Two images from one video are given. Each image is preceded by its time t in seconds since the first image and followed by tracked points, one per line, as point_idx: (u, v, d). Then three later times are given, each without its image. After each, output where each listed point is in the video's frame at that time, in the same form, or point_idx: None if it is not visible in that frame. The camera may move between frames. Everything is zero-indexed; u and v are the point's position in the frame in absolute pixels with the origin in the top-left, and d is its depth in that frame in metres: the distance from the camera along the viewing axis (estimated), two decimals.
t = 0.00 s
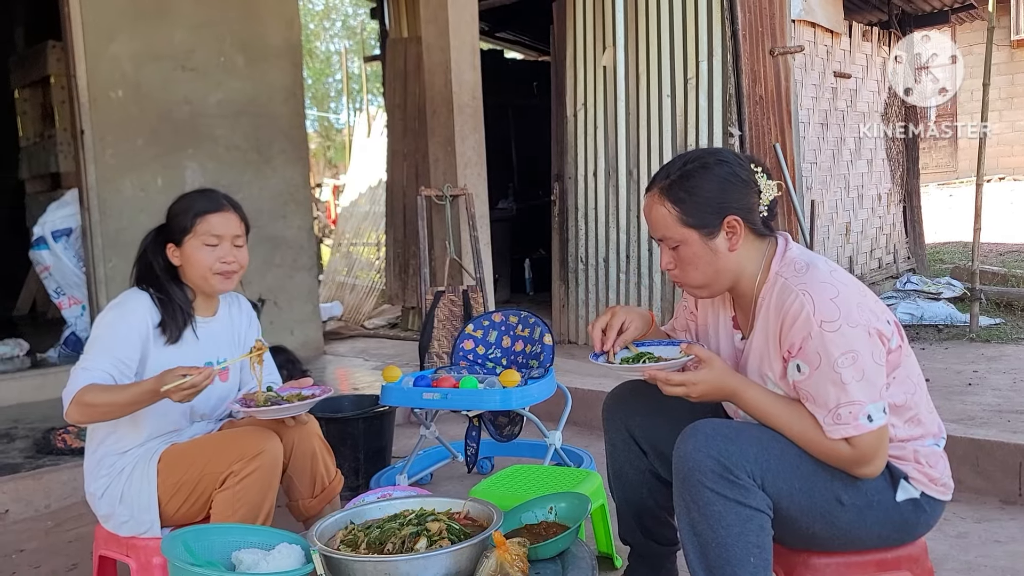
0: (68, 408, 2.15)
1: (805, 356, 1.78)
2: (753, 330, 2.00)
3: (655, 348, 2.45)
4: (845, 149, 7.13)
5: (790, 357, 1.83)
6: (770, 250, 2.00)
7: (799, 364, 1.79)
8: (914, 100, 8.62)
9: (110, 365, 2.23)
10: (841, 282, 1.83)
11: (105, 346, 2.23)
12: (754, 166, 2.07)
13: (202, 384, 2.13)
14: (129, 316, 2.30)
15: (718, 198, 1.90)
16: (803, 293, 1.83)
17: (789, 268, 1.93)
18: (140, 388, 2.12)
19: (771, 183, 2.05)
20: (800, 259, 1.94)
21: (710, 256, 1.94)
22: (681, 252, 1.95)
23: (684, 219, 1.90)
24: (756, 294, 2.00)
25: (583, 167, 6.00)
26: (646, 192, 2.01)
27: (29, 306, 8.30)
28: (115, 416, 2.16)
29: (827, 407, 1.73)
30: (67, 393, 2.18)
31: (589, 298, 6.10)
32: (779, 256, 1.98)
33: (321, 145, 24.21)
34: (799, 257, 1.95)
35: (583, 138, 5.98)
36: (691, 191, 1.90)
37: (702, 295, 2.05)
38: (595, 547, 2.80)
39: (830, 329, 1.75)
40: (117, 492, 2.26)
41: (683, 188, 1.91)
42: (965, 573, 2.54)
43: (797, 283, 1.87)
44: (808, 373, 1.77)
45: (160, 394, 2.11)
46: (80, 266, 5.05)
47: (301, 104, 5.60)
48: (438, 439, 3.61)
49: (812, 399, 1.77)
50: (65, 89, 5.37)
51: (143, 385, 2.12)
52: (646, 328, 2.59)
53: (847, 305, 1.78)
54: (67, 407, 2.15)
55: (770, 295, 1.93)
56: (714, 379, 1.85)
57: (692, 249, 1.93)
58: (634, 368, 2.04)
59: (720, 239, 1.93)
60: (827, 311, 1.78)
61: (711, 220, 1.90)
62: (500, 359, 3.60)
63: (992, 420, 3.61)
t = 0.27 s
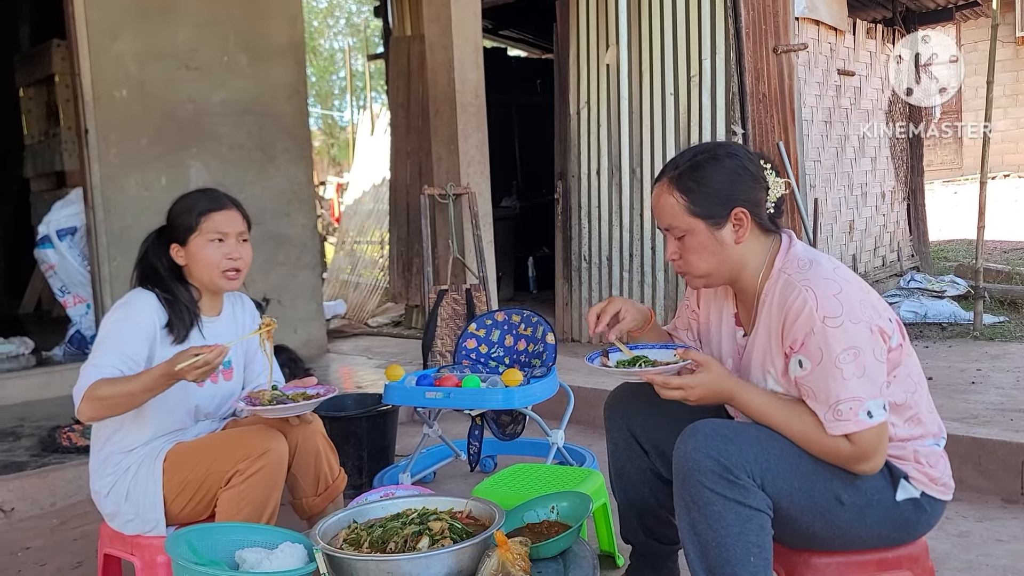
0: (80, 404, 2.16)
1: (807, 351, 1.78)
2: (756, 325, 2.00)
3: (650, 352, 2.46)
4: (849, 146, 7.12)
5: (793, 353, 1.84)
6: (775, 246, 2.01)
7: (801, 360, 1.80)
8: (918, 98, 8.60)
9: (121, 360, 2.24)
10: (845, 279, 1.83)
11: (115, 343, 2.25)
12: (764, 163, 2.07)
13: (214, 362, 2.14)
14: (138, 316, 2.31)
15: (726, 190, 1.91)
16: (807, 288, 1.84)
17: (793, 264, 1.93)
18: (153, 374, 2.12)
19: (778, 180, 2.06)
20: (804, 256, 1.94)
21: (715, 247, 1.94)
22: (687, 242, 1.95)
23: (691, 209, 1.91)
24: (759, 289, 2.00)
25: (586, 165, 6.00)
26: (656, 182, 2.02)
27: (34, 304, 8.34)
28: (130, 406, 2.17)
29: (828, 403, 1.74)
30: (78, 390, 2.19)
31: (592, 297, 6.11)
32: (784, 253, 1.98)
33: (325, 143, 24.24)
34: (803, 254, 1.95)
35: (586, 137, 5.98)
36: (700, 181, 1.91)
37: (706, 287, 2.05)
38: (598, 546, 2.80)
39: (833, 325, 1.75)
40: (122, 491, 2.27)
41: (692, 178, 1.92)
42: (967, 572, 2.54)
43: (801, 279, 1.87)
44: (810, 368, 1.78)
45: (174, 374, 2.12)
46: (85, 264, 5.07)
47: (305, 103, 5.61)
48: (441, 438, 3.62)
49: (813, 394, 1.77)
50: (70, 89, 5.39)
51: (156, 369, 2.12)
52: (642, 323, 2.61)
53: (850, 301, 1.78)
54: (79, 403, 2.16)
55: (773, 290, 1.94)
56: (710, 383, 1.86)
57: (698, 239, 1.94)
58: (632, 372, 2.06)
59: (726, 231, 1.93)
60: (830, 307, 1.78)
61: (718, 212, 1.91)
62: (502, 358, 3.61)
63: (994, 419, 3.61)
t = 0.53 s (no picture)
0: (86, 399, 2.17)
1: (809, 344, 1.79)
2: (758, 320, 2.00)
3: (644, 355, 2.46)
4: (852, 143, 7.10)
5: (794, 346, 1.84)
6: (781, 242, 2.00)
7: (803, 352, 1.80)
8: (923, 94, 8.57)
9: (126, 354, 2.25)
10: (848, 273, 1.84)
11: (120, 338, 2.25)
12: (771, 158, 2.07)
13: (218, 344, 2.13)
14: (142, 312, 2.32)
15: (734, 183, 1.90)
16: (809, 282, 1.84)
17: (797, 259, 1.93)
18: (160, 359, 2.12)
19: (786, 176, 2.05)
20: (808, 250, 1.94)
21: (721, 239, 1.94)
22: (693, 234, 1.95)
23: (698, 200, 1.90)
24: (763, 284, 2.00)
25: (589, 162, 6.00)
26: (663, 174, 2.02)
27: (39, 300, 8.37)
28: (139, 394, 2.17)
29: (827, 395, 1.74)
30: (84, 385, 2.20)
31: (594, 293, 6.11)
32: (788, 248, 1.98)
33: (328, 140, 24.25)
34: (807, 249, 1.95)
35: (588, 134, 5.98)
36: (708, 172, 1.90)
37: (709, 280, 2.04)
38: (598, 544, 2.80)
39: (835, 318, 1.76)
40: (126, 487, 2.28)
41: (700, 169, 1.91)
42: (968, 570, 2.54)
43: (805, 273, 1.87)
44: (811, 361, 1.78)
45: (179, 357, 2.11)
46: (88, 261, 5.09)
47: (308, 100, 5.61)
48: (443, 435, 3.63)
49: (813, 387, 1.78)
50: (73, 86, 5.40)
51: (162, 355, 2.12)
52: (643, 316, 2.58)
53: (852, 295, 1.79)
54: (85, 398, 2.17)
55: (777, 284, 1.93)
56: (707, 383, 1.87)
57: (704, 230, 1.93)
58: (630, 374, 2.09)
59: (732, 224, 1.93)
60: (833, 300, 1.78)
61: (725, 204, 1.90)
62: (504, 355, 3.62)
63: (996, 416, 3.60)
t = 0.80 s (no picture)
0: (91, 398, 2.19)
1: (819, 330, 1.79)
2: (767, 306, 2.00)
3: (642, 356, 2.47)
4: (861, 137, 7.07)
5: (803, 331, 1.85)
6: (794, 229, 2.00)
7: (812, 338, 1.81)
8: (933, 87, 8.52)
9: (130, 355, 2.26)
10: (859, 261, 1.84)
11: (123, 337, 2.26)
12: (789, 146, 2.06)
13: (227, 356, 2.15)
14: (146, 308, 2.33)
15: (752, 167, 1.90)
16: (820, 268, 1.85)
17: (808, 246, 1.93)
18: (165, 366, 2.14)
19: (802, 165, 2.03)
20: (820, 238, 1.94)
21: (736, 223, 1.93)
22: (708, 216, 1.94)
23: (716, 182, 1.90)
24: (774, 271, 2.00)
25: (596, 156, 5.99)
26: (680, 155, 2.00)
27: (48, 293, 8.43)
28: (143, 398, 2.20)
29: (835, 381, 1.75)
30: (90, 384, 2.22)
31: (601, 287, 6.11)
32: (801, 235, 1.98)
33: (336, 133, 24.28)
34: (819, 237, 1.95)
35: (596, 128, 5.97)
36: (727, 155, 1.90)
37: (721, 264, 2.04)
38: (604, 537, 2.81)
39: (845, 304, 1.76)
40: (136, 479, 2.29)
41: (720, 152, 1.90)
42: (974, 565, 2.54)
43: (816, 259, 1.88)
44: (820, 346, 1.79)
45: (189, 367, 2.13)
46: (97, 254, 5.12)
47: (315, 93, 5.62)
48: (450, 428, 3.64)
49: (821, 372, 1.78)
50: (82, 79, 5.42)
51: (167, 363, 2.15)
52: (642, 304, 2.53)
53: (863, 283, 1.79)
54: (90, 397, 2.19)
55: (788, 270, 1.94)
56: (707, 382, 1.89)
57: (719, 213, 1.92)
58: (629, 373, 2.08)
59: (748, 208, 1.92)
60: (843, 286, 1.79)
61: (742, 187, 1.90)
62: (510, 349, 3.62)
63: (1004, 411, 3.59)
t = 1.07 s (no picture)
0: (108, 402, 2.29)
1: (831, 314, 1.82)
2: (779, 293, 2.03)
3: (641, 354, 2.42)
4: (866, 133, 7.07)
5: (815, 315, 1.87)
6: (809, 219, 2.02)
7: (823, 322, 1.84)
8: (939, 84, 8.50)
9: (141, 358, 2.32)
10: (872, 249, 1.87)
11: (132, 339, 2.31)
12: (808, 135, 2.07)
13: (235, 370, 2.21)
14: (151, 307, 2.35)
15: (773, 152, 1.91)
16: (834, 254, 1.87)
17: (822, 234, 1.96)
18: (175, 376, 2.22)
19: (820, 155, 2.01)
20: (833, 227, 1.97)
21: (754, 208, 1.94)
22: (726, 200, 1.95)
23: (736, 165, 1.91)
24: (787, 257, 2.02)
25: (602, 153, 6.01)
26: (701, 140, 2.01)
27: (58, 287, 8.50)
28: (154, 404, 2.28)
29: (845, 365, 1.77)
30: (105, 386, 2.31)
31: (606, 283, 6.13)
32: (815, 224, 2.01)
33: (343, 129, 24.33)
34: (833, 226, 1.98)
35: (601, 124, 5.98)
36: (749, 139, 1.91)
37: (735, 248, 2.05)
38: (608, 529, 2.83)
39: (858, 289, 1.79)
40: (147, 470, 2.33)
41: (742, 136, 1.91)
42: (976, 559, 2.56)
43: (829, 246, 1.90)
44: (831, 331, 1.81)
45: (196, 377, 2.19)
46: (107, 249, 5.16)
47: (323, 90, 5.65)
48: (456, 422, 3.66)
49: (831, 356, 1.81)
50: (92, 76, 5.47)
51: (177, 373, 2.22)
52: (642, 292, 2.50)
53: (877, 269, 1.82)
54: (107, 401, 2.28)
55: (801, 257, 1.96)
56: (707, 380, 1.89)
57: (738, 197, 1.93)
58: (632, 373, 2.03)
59: (766, 193, 1.93)
60: (857, 272, 1.81)
61: (762, 172, 1.91)
62: (516, 344, 3.65)
63: (1007, 407, 3.60)
